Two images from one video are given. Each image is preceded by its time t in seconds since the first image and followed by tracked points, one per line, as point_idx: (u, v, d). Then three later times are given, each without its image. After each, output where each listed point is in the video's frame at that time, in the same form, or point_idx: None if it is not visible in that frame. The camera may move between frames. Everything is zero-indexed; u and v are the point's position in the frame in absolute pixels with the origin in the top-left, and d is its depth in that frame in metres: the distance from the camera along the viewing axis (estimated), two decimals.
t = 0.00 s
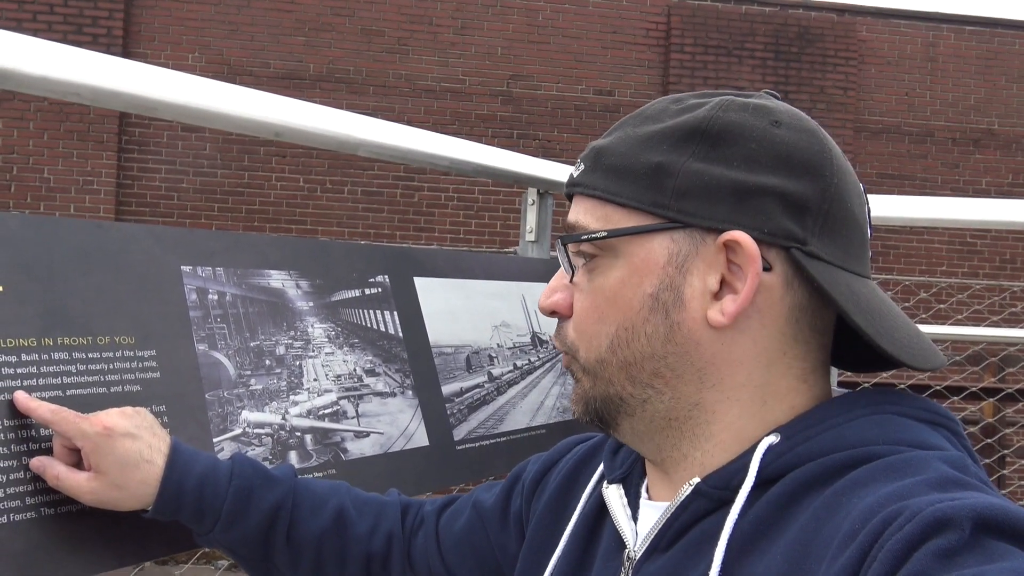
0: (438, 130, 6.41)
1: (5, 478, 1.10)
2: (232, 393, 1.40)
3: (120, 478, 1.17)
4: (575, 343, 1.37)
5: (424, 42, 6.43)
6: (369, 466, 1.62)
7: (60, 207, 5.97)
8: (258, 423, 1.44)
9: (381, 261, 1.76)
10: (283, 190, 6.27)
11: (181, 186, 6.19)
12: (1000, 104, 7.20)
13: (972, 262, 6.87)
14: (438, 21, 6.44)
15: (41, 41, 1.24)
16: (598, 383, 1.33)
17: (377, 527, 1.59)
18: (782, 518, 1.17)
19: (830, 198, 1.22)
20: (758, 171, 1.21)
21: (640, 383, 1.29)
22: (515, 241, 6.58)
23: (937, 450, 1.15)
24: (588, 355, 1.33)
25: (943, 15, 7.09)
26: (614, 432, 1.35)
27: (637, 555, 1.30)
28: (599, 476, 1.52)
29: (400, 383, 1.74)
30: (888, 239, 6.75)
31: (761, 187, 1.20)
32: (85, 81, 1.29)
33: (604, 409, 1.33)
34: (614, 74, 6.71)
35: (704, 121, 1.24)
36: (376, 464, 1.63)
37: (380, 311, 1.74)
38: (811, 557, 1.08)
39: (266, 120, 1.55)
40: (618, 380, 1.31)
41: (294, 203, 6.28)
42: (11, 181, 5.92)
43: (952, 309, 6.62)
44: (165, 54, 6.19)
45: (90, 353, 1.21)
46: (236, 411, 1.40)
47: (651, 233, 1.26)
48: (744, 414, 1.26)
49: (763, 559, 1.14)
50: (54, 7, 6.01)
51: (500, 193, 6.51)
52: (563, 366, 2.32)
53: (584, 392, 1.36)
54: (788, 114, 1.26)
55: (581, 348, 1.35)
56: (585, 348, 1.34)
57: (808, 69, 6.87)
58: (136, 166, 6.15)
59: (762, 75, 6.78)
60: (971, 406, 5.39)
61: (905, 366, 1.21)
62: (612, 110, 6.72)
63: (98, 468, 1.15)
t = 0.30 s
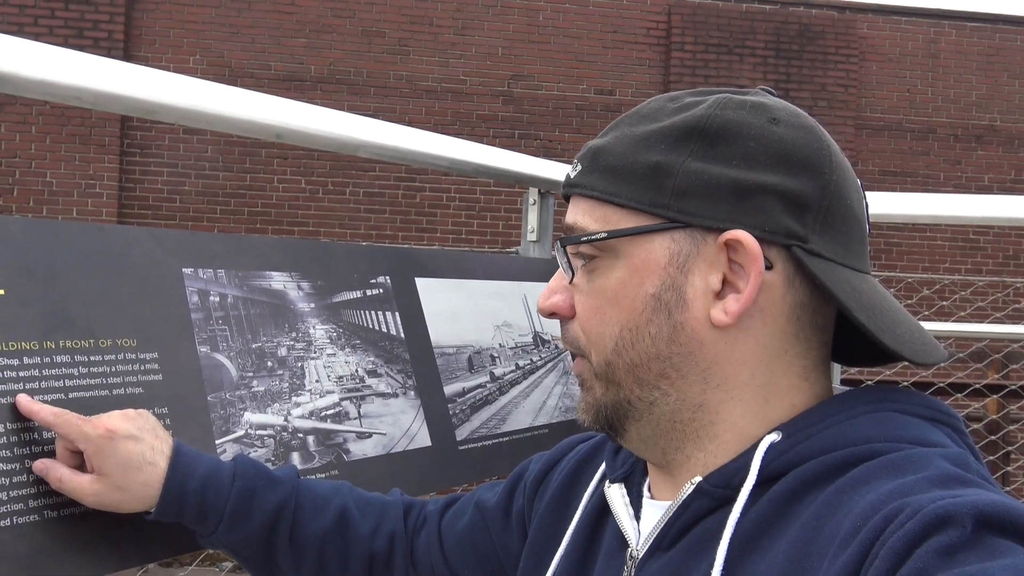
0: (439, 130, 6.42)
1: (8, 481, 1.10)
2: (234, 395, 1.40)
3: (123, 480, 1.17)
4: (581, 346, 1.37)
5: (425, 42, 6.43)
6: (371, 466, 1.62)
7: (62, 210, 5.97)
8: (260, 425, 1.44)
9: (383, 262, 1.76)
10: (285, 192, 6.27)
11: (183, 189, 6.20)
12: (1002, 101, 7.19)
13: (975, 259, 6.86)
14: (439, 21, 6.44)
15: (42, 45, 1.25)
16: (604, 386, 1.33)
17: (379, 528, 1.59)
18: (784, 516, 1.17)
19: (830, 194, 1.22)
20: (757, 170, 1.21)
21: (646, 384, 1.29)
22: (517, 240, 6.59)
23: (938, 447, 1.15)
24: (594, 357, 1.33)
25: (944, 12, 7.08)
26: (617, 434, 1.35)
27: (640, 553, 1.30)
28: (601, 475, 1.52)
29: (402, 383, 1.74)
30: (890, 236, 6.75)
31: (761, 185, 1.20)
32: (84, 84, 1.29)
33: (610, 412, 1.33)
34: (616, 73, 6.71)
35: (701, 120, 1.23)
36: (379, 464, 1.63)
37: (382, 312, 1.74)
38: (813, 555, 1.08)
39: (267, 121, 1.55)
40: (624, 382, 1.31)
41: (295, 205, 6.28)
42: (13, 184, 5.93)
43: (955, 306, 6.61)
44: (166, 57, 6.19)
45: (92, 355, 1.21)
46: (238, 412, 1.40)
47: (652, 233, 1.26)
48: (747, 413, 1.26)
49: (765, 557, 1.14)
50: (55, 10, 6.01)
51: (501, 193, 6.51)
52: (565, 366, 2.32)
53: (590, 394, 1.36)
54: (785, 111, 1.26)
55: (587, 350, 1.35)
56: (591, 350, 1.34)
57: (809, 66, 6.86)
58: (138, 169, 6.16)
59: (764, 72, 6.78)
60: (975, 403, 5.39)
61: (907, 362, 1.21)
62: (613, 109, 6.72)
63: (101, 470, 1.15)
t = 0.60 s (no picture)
0: (442, 131, 6.42)
1: (12, 478, 1.10)
2: (237, 393, 1.40)
3: (126, 479, 1.17)
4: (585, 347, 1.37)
5: (429, 43, 6.44)
6: (374, 466, 1.62)
7: (66, 209, 5.99)
8: (263, 424, 1.44)
9: (386, 262, 1.77)
10: (288, 192, 6.28)
11: (187, 189, 6.21)
12: (1007, 103, 7.17)
13: (979, 262, 6.85)
14: (443, 22, 6.45)
15: (46, 44, 1.25)
16: (607, 387, 1.33)
17: (381, 528, 1.59)
18: (784, 517, 1.17)
19: (835, 196, 1.22)
20: (764, 170, 1.21)
21: (650, 385, 1.29)
22: (520, 241, 6.59)
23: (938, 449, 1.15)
24: (599, 357, 1.33)
25: (948, 14, 7.08)
26: (620, 435, 1.35)
27: (641, 555, 1.30)
28: (602, 476, 1.52)
29: (405, 383, 1.74)
30: (894, 239, 6.73)
31: (768, 186, 1.20)
32: (89, 84, 1.29)
33: (613, 413, 1.33)
34: (619, 74, 6.71)
35: (708, 120, 1.23)
36: (381, 464, 1.63)
37: (385, 312, 1.74)
38: (813, 556, 1.08)
39: (271, 121, 1.55)
40: (628, 383, 1.30)
41: (299, 204, 6.29)
42: (17, 183, 5.94)
43: (958, 309, 6.60)
44: (170, 56, 6.20)
45: (97, 354, 1.21)
46: (241, 411, 1.41)
47: (658, 233, 1.26)
48: (751, 414, 1.26)
49: (765, 558, 1.14)
50: (60, 10, 6.02)
51: (505, 194, 6.51)
52: (567, 367, 2.32)
53: (592, 395, 1.36)
54: (790, 112, 1.26)
55: (591, 350, 1.35)
56: (595, 350, 1.34)
57: (814, 68, 6.85)
58: (142, 168, 6.17)
59: (767, 74, 6.77)
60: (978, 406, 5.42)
61: (911, 362, 1.21)
62: (617, 110, 6.71)
63: (104, 469, 1.15)
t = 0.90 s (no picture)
0: (445, 131, 6.42)
1: (14, 476, 1.10)
2: (239, 392, 1.40)
3: (128, 478, 1.17)
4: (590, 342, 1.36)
5: (432, 43, 6.44)
6: (375, 465, 1.62)
7: (69, 208, 6.00)
8: (264, 424, 1.44)
9: (389, 262, 1.77)
10: (291, 191, 6.29)
11: (190, 188, 6.22)
12: (1010, 104, 7.16)
13: (982, 263, 6.84)
14: (446, 22, 6.45)
15: (50, 43, 1.25)
16: (612, 383, 1.32)
17: (382, 528, 1.59)
18: (785, 518, 1.17)
19: (847, 198, 1.23)
20: (778, 170, 1.21)
21: (658, 382, 1.28)
22: (522, 241, 6.59)
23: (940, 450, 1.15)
24: (606, 353, 1.32)
25: (951, 15, 7.07)
26: (624, 432, 1.34)
27: (642, 555, 1.30)
28: (603, 477, 1.52)
29: (407, 383, 1.74)
30: (896, 240, 6.73)
31: (782, 186, 1.20)
32: (93, 83, 1.30)
33: (617, 409, 1.32)
34: (622, 75, 6.70)
35: (722, 119, 1.23)
36: (383, 464, 1.63)
37: (387, 312, 1.74)
38: (814, 556, 1.07)
39: (274, 120, 1.55)
40: (635, 380, 1.29)
41: (302, 204, 6.29)
42: (20, 183, 5.95)
43: (961, 310, 6.59)
44: (174, 56, 6.21)
45: (99, 353, 1.21)
46: (243, 411, 1.41)
47: (671, 230, 1.26)
48: (756, 414, 1.26)
49: (767, 559, 1.14)
50: (64, 9, 6.04)
51: (507, 194, 6.51)
52: (569, 367, 2.32)
53: (597, 392, 1.34)
54: (802, 113, 1.26)
55: (598, 346, 1.33)
56: (603, 346, 1.32)
57: (817, 69, 6.85)
58: (145, 168, 6.18)
59: (771, 75, 6.77)
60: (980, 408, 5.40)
61: (917, 364, 1.22)
62: (620, 111, 6.71)
63: (106, 469, 1.15)
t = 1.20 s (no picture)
0: (447, 131, 6.43)
1: (15, 475, 1.11)
2: (240, 392, 1.40)
3: (129, 479, 1.17)
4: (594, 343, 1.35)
5: (434, 44, 6.45)
6: (376, 465, 1.62)
7: (71, 208, 6.01)
8: (265, 423, 1.44)
9: (390, 262, 1.77)
10: (294, 192, 6.29)
11: (192, 188, 6.22)
12: (1013, 106, 7.15)
13: (984, 265, 6.83)
14: (448, 22, 6.45)
15: (52, 42, 1.25)
16: (614, 383, 1.32)
17: (383, 529, 1.59)
18: (786, 519, 1.17)
19: (849, 198, 1.23)
20: (781, 170, 1.21)
21: (662, 383, 1.28)
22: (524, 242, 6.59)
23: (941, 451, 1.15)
24: (610, 354, 1.31)
25: (954, 17, 7.07)
26: (626, 433, 1.34)
27: (643, 556, 1.30)
28: (604, 478, 1.52)
29: (408, 383, 1.74)
30: (898, 241, 6.72)
31: (785, 186, 1.20)
32: (96, 82, 1.30)
33: (620, 409, 1.32)
34: (625, 75, 6.70)
35: (726, 119, 1.23)
36: (383, 463, 1.63)
37: (388, 311, 1.74)
38: (814, 557, 1.07)
39: (276, 120, 1.55)
40: (640, 381, 1.29)
41: (304, 204, 6.30)
42: (23, 181, 5.96)
43: (963, 312, 6.58)
44: (176, 56, 6.22)
45: (100, 351, 1.21)
46: (243, 410, 1.41)
47: (674, 231, 1.26)
48: (759, 414, 1.26)
49: (767, 559, 1.14)
50: (67, 9, 6.05)
51: (509, 194, 6.51)
52: (570, 367, 2.32)
53: (600, 393, 1.34)
54: (804, 114, 1.26)
55: (602, 347, 1.33)
56: (607, 347, 1.32)
57: (819, 71, 6.84)
58: (147, 167, 6.18)
59: (773, 76, 6.77)
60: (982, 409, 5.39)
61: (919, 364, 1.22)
62: (622, 111, 6.71)
63: (107, 470, 1.15)
